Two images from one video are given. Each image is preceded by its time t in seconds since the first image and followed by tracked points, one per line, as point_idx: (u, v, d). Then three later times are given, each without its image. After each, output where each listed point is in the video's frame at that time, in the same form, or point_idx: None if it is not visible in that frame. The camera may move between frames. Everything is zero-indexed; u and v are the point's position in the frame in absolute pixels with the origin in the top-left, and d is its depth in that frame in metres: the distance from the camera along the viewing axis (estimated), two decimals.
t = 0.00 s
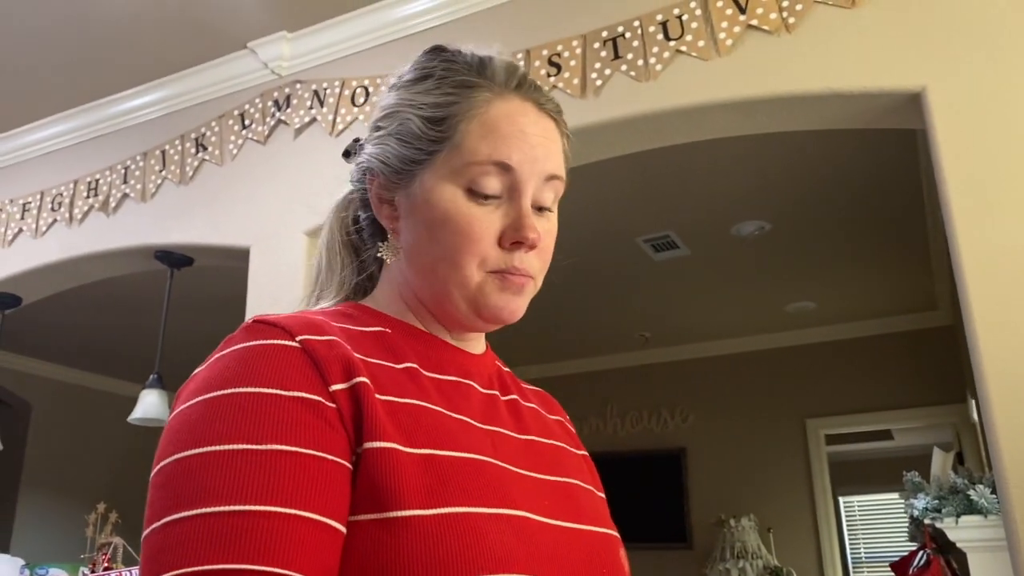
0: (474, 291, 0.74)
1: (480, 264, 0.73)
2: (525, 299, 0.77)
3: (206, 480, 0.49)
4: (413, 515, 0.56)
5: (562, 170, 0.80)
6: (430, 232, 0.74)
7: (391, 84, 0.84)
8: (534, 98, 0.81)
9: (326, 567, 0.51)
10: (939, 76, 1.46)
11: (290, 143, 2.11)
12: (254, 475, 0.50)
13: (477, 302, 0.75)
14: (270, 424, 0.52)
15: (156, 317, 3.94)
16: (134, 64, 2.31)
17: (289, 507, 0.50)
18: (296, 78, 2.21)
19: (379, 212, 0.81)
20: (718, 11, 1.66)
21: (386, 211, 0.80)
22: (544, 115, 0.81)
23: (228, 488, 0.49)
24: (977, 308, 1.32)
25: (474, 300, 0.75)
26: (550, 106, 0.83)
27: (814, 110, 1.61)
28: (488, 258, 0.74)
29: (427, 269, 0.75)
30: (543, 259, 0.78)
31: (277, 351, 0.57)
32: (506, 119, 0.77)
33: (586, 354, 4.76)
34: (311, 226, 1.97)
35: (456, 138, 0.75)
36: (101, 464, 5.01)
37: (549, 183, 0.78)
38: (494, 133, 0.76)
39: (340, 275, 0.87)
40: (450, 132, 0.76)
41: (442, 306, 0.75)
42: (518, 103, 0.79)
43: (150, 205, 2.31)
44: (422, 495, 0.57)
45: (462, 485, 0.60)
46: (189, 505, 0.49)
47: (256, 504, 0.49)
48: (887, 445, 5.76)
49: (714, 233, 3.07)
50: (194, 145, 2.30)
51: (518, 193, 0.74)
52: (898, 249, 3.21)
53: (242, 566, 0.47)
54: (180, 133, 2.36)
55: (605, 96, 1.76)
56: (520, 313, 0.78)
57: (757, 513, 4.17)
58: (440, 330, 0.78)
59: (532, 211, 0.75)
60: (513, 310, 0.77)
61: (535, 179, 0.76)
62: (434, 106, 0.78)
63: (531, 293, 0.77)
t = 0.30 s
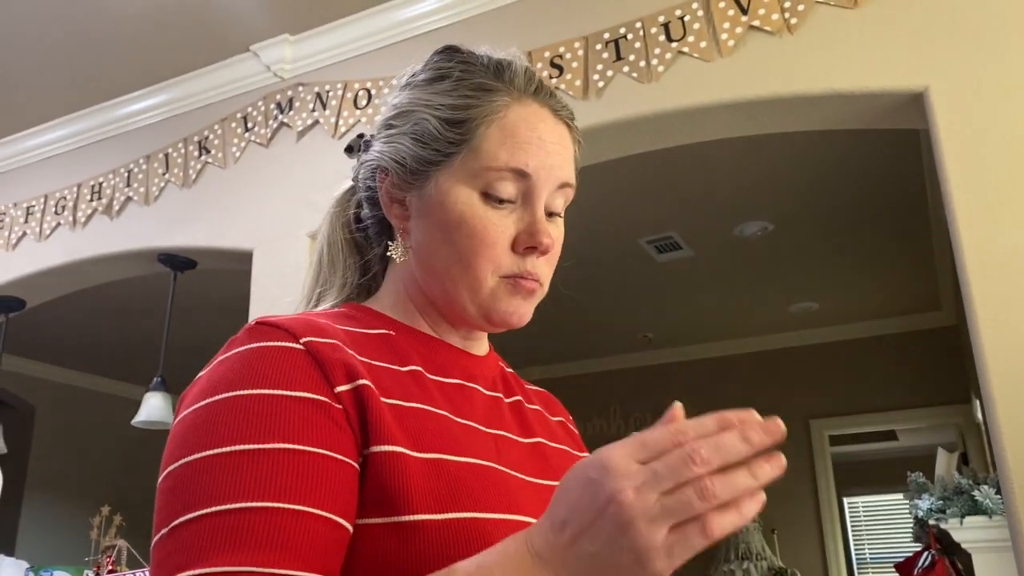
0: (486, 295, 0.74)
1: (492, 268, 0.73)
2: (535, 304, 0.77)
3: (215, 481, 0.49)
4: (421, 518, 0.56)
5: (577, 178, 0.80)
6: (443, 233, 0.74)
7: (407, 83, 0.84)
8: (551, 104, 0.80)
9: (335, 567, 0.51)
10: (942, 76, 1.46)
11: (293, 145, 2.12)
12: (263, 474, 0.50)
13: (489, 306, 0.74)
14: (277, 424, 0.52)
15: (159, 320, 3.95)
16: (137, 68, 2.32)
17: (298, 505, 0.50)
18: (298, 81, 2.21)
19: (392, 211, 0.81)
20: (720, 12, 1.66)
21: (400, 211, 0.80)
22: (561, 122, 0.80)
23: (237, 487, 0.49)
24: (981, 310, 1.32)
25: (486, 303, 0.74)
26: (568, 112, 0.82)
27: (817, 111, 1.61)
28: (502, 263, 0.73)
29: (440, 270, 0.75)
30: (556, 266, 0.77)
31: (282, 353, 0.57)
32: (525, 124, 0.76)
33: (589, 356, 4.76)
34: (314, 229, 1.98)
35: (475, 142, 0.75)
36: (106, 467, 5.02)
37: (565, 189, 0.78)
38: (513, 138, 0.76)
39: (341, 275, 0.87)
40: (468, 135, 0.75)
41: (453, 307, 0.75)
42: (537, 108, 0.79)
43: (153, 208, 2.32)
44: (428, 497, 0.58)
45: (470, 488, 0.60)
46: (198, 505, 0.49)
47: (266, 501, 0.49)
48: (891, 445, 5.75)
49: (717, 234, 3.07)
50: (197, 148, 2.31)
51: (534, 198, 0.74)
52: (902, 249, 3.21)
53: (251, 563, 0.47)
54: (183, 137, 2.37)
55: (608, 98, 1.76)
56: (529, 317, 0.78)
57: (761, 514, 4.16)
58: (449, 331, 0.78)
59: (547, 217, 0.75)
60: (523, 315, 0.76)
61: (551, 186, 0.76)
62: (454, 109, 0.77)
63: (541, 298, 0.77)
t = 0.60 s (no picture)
0: (486, 292, 0.73)
1: (491, 264, 0.73)
2: (539, 300, 0.76)
3: (211, 490, 0.50)
4: (421, 525, 0.56)
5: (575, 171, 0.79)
6: (441, 232, 0.74)
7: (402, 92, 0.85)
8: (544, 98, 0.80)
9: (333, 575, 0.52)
10: (944, 77, 1.46)
11: (295, 148, 2.12)
12: (259, 486, 0.50)
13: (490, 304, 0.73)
14: (274, 433, 0.52)
15: (162, 323, 3.95)
16: (140, 73, 2.33)
17: (293, 518, 0.50)
18: (301, 84, 2.21)
19: (392, 216, 0.81)
20: (722, 13, 1.66)
21: (400, 215, 0.80)
22: (555, 115, 0.80)
23: (233, 498, 0.49)
24: (984, 312, 1.31)
25: (487, 301, 0.73)
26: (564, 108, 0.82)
27: (819, 112, 1.61)
28: (500, 258, 0.73)
29: (440, 271, 0.75)
30: (558, 261, 0.77)
31: (282, 360, 0.56)
32: (515, 117, 0.77)
33: (592, 357, 4.76)
34: (317, 231, 1.98)
35: (466, 139, 0.75)
36: (110, 470, 5.03)
37: (562, 181, 0.77)
38: (505, 132, 0.76)
39: (348, 280, 0.87)
40: (458, 132, 0.76)
41: (455, 308, 0.75)
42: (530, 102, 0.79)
43: (156, 211, 2.32)
44: (428, 503, 0.58)
45: (471, 493, 0.60)
46: (195, 514, 0.49)
47: (261, 513, 0.49)
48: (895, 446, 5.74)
49: (720, 235, 3.07)
50: (200, 151, 2.31)
51: (528, 191, 0.74)
52: (905, 250, 3.20)
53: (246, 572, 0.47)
54: (186, 140, 2.37)
55: (610, 99, 1.76)
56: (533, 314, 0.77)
57: (766, 515, 4.16)
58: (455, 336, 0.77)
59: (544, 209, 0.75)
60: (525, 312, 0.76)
61: (546, 178, 0.76)
62: (443, 108, 0.78)
63: (544, 294, 0.76)
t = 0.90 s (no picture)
0: (454, 282, 0.74)
1: (455, 254, 0.74)
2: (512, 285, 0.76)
3: (214, 496, 0.49)
4: (430, 530, 0.56)
5: (538, 153, 0.80)
6: (407, 233, 0.76)
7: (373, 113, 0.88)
8: (498, 83, 0.81)
9: None
10: (946, 77, 1.46)
11: (298, 151, 2.12)
12: (265, 493, 0.50)
13: (461, 294, 0.74)
14: (282, 440, 0.52)
15: (166, 325, 3.95)
16: (143, 76, 2.33)
17: (299, 527, 0.50)
18: (303, 86, 2.22)
19: (375, 227, 0.84)
20: (724, 14, 1.66)
21: (379, 224, 0.83)
22: (510, 100, 0.81)
23: (239, 506, 0.49)
24: (989, 313, 1.31)
25: (456, 292, 0.74)
26: (523, 93, 0.83)
27: (822, 113, 1.61)
28: (462, 247, 0.74)
29: (411, 271, 0.76)
30: (528, 244, 0.77)
31: (292, 364, 0.56)
32: (464, 106, 0.78)
33: (595, 358, 4.75)
34: (320, 233, 1.98)
35: (418, 135, 0.77)
36: (114, 472, 5.04)
37: (521, 163, 0.78)
38: (456, 124, 0.77)
39: (363, 284, 0.89)
40: (412, 132, 0.78)
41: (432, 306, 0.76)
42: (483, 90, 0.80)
43: (159, 214, 2.32)
44: (437, 509, 0.58)
45: (479, 500, 0.60)
46: (200, 520, 0.49)
47: (266, 523, 0.49)
48: (899, 446, 5.74)
49: (723, 236, 3.06)
50: (203, 153, 2.32)
51: (482, 177, 0.75)
52: (909, 250, 3.20)
53: None
54: (189, 142, 2.38)
55: (612, 100, 1.76)
56: (512, 300, 0.77)
57: (770, 516, 4.15)
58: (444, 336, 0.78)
59: (503, 193, 0.75)
60: (501, 299, 0.76)
61: (501, 163, 0.76)
62: (395, 110, 0.80)
63: (520, 278, 0.77)
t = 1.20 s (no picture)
0: (447, 292, 0.74)
1: (448, 265, 0.74)
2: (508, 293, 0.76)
3: (229, 495, 0.49)
4: (436, 526, 0.56)
5: (532, 160, 0.80)
6: (403, 242, 0.76)
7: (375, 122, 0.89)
8: (492, 91, 0.81)
9: None
10: (950, 77, 1.45)
11: (302, 153, 2.12)
12: (285, 489, 0.50)
13: (456, 304, 0.75)
14: (298, 436, 0.53)
15: (170, 328, 3.96)
16: (147, 79, 2.34)
17: (317, 522, 0.50)
18: (307, 89, 2.22)
19: (377, 234, 0.84)
20: (727, 15, 1.66)
21: (381, 231, 0.84)
22: (503, 107, 0.81)
23: (259, 502, 0.49)
24: (994, 314, 1.31)
25: (451, 300, 0.75)
26: (519, 99, 0.83)
27: (826, 114, 1.61)
28: (456, 257, 0.74)
29: (407, 281, 0.77)
30: (523, 252, 0.77)
31: (301, 364, 0.57)
32: (457, 115, 0.78)
33: (599, 360, 4.75)
34: (323, 235, 1.98)
35: (412, 146, 0.78)
36: (118, 474, 5.04)
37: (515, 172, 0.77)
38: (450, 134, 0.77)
39: (370, 287, 0.89)
40: (406, 143, 0.78)
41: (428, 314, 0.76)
42: (476, 99, 0.80)
43: (164, 217, 2.33)
44: (445, 507, 0.58)
45: (484, 498, 0.60)
46: (221, 518, 0.49)
47: (287, 519, 0.49)
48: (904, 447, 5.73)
49: (726, 237, 3.06)
50: (207, 156, 2.32)
51: (475, 187, 0.75)
52: (914, 250, 3.19)
53: None
54: (193, 145, 2.38)
55: (615, 101, 1.76)
56: (508, 307, 0.77)
57: (775, 517, 4.15)
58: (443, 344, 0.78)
59: (497, 203, 0.75)
60: (497, 307, 0.76)
61: (494, 172, 0.76)
62: (391, 120, 0.81)
63: (515, 285, 0.77)
